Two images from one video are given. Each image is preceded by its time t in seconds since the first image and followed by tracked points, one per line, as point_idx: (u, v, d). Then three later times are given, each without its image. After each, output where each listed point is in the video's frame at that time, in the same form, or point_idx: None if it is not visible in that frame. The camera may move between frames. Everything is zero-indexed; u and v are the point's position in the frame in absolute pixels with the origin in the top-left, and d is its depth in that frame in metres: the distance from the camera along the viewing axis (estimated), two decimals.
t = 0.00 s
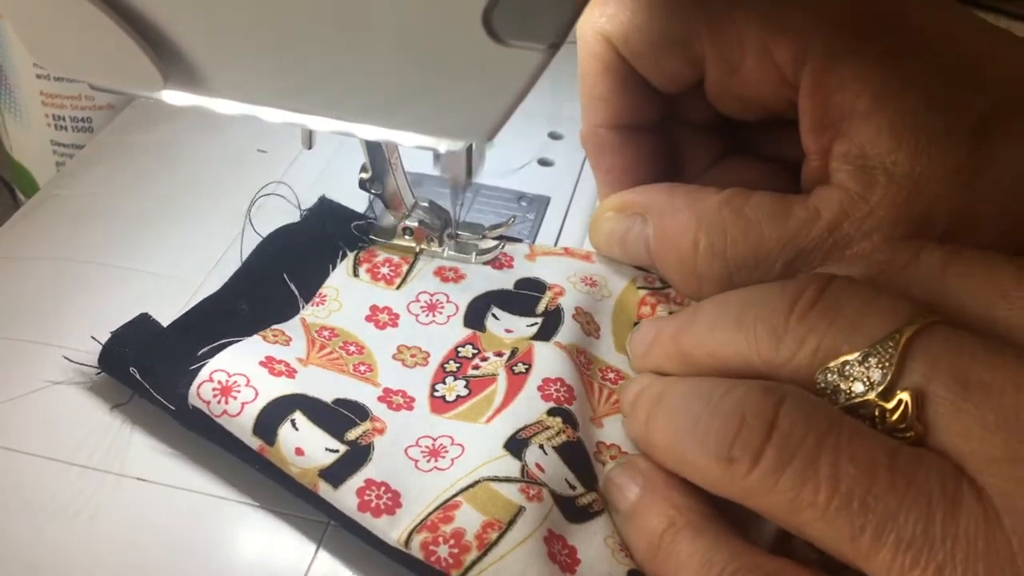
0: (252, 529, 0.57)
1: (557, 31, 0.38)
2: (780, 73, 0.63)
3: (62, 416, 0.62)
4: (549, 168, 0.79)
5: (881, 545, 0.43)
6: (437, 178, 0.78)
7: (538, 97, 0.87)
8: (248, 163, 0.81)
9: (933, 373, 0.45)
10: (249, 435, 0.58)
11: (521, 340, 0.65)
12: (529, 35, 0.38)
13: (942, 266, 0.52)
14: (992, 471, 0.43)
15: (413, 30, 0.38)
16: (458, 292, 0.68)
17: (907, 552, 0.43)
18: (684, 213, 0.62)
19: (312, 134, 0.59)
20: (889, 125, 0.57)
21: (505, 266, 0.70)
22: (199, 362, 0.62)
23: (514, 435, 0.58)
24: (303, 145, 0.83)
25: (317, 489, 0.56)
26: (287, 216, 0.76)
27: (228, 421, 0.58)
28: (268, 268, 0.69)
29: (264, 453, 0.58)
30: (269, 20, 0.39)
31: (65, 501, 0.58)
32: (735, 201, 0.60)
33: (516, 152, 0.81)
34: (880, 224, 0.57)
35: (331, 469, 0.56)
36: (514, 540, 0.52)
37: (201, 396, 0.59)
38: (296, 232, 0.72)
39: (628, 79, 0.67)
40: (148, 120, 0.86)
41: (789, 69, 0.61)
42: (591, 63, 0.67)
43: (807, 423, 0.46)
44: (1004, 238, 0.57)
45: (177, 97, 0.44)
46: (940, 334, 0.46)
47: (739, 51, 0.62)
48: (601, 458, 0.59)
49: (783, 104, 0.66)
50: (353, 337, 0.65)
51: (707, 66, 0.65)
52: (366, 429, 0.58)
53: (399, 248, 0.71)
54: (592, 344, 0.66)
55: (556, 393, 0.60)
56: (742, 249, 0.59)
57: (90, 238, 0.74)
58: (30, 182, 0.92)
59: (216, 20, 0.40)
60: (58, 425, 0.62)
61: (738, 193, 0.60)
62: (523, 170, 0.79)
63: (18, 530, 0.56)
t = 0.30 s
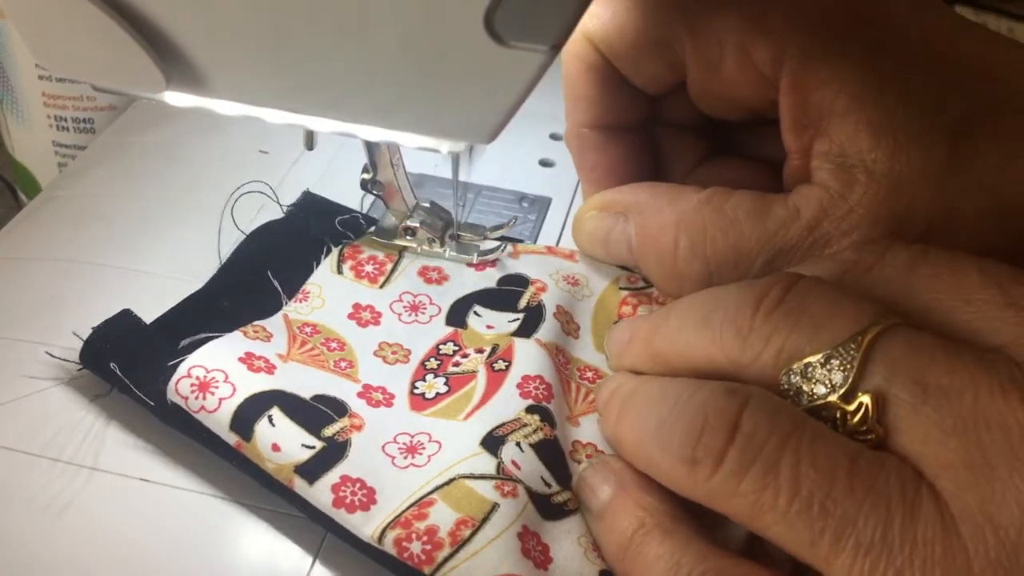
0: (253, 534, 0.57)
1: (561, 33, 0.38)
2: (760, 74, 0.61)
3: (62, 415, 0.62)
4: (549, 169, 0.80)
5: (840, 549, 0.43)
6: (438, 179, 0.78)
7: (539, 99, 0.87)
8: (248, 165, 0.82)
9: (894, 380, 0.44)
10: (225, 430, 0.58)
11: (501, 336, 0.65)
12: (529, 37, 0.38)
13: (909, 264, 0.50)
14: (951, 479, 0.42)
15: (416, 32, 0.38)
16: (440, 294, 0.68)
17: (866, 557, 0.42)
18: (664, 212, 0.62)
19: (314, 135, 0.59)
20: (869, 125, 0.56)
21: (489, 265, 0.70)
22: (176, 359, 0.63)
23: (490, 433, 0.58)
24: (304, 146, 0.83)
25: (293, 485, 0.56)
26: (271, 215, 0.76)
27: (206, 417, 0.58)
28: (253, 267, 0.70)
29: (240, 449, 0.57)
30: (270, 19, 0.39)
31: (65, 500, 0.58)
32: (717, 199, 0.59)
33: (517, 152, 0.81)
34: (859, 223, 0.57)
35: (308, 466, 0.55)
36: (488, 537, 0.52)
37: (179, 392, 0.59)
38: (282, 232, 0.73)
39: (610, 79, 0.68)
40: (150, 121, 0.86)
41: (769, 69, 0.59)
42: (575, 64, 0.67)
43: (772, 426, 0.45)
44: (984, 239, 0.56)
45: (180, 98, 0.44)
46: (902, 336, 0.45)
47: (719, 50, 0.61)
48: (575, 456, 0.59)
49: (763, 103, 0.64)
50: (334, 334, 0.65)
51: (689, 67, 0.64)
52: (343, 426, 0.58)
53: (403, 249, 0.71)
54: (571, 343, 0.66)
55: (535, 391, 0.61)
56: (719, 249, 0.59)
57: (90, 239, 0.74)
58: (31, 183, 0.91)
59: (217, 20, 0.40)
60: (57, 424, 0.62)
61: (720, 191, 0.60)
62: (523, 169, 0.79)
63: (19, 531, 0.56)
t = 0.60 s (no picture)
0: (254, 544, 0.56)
1: (567, 35, 0.38)
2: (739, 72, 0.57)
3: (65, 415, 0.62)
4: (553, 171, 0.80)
5: (790, 556, 0.39)
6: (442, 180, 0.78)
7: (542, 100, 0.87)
8: (253, 167, 0.82)
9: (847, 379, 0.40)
10: (200, 423, 0.58)
11: (480, 329, 0.65)
12: (537, 38, 0.38)
13: (870, 263, 0.45)
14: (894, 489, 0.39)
15: (420, 32, 0.38)
16: (423, 291, 0.69)
17: (816, 566, 0.39)
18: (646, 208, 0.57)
19: (318, 136, 0.59)
20: (843, 122, 0.52)
21: (470, 266, 0.71)
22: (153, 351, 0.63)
23: (464, 427, 0.58)
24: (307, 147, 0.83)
25: (265, 479, 0.56)
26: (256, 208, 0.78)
27: (183, 410, 0.59)
28: (236, 262, 0.70)
29: (215, 442, 0.58)
30: (274, 18, 0.39)
31: (68, 499, 0.58)
32: (693, 197, 0.55)
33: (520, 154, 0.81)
34: (836, 221, 0.52)
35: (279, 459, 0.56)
36: (457, 533, 0.53)
37: (155, 384, 0.59)
38: (266, 227, 0.73)
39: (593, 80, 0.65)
40: (153, 122, 0.86)
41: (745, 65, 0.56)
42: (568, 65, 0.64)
43: (726, 430, 0.41)
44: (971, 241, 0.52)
45: (187, 100, 0.45)
46: (857, 337, 0.41)
47: (696, 46, 0.57)
48: (546, 454, 0.59)
49: (744, 103, 0.61)
50: (316, 331, 0.65)
51: (666, 64, 0.60)
52: (319, 421, 0.59)
53: (406, 252, 0.72)
54: (549, 341, 0.66)
55: (511, 385, 0.60)
56: (696, 245, 0.54)
57: (92, 240, 0.74)
58: (35, 183, 0.90)
59: (220, 19, 0.40)
60: (61, 424, 0.62)
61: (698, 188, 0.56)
62: (526, 171, 0.79)
63: (22, 531, 0.56)
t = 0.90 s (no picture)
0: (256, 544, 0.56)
1: (569, 36, 0.38)
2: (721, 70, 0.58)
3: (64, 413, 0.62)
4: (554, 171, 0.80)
5: (735, 558, 0.40)
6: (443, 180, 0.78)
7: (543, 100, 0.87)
8: (254, 167, 0.82)
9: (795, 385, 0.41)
10: (170, 415, 0.59)
11: (456, 326, 0.65)
12: (540, 39, 0.38)
13: (828, 264, 0.45)
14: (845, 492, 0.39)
15: (421, 33, 0.38)
16: (402, 286, 0.68)
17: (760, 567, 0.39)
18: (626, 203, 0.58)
19: (319, 136, 0.59)
20: (820, 118, 0.53)
21: (453, 261, 0.71)
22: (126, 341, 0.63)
23: (431, 422, 0.58)
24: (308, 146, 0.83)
25: (232, 472, 0.56)
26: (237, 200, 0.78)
27: (153, 402, 0.59)
28: (218, 257, 0.70)
29: (183, 434, 0.58)
30: (275, 19, 0.39)
31: (68, 498, 0.58)
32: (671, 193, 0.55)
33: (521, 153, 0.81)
34: (812, 217, 0.53)
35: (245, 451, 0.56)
36: (418, 527, 0.53)
37: (126, 375, 0.60)
38: (247, 222, 0.73)
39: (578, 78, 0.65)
40: (153, 121, 0.86)
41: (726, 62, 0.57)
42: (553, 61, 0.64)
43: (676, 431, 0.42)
44: (945, 240, 0.53)
45: (189, 99, 0.44)
46: (806, 339, 0.41)
47: (671, 44, 0.58)
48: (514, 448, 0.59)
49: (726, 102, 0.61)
50: (291, 325, 0.65)
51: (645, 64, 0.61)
52: (289, 416, 0.59)
53: (407, 251, 0.71)
54: (525, 336, 0.66)
55: (482, 378, 0.61)
56: (673, 242, 0.55)
57: (93, 239, 0.74)
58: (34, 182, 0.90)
59: (221, 19, 0.40)
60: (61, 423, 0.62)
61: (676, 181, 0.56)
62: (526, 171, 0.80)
63: (24, 531, 0.56)
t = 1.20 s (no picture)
0: (253, 546, 0.56)
1: (570, 37, 0.38)
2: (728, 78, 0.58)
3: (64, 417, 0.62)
4: (555, 171, 0.79)
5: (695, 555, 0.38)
6: (443, 180, 0.79)
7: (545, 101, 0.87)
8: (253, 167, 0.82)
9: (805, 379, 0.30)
10: (145, 410, 0.58)
11: (436, 325, 0.66)
12: (540, 39, 0.38)
13: (840, 253, 0.35)
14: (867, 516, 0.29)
15: (423, 31, 0.38)
16: (383, 282, 0.69)
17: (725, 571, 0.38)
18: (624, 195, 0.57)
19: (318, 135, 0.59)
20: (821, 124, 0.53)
21: (435, 257, 0.71)
22: (105, 335, 0.63)
23: (407, 420, 0.58)
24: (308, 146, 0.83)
25: (206, 467, 0.56)
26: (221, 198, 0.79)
27: (130, 397, 0.59)
28: (202, 254, 0.71)
29: (160, 429, 0.58)
30: (275, 18, 0.39)
31: (68, 498, 0.57)
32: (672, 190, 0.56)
33: (523, 155, 0.81)
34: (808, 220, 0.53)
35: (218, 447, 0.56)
36: (387, 525, 0.53)
37: (104, 369, 0.60)
38: (230, 220, 0.73)
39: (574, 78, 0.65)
40: (155, 122, 0.86)
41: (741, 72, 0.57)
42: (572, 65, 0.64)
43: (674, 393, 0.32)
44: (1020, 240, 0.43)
45: (190, 101, 0.45)
46: (809, 323, 0.32)
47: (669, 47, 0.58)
48: (496, 447, 0.58)
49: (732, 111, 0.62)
50: (271, 321, 0.66)
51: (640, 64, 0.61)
52: (265, 413, 0.59)
53: (405, 250, 0.72)
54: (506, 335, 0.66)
55: (459, 379, 0.61)
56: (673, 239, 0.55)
57: (92, 240, 0.74)
58: (34, 181, 0.90)
59: (221, 18, 0.40)
60: (59, 424, 0.61)
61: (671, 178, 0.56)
62: (528, 172, 0.79)
63: (24, 532, 0.56)
